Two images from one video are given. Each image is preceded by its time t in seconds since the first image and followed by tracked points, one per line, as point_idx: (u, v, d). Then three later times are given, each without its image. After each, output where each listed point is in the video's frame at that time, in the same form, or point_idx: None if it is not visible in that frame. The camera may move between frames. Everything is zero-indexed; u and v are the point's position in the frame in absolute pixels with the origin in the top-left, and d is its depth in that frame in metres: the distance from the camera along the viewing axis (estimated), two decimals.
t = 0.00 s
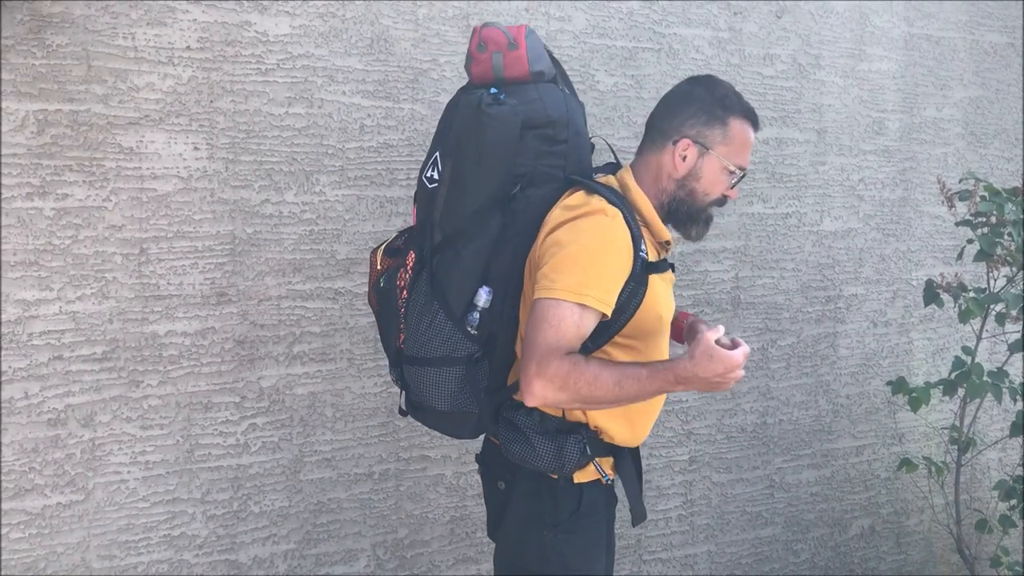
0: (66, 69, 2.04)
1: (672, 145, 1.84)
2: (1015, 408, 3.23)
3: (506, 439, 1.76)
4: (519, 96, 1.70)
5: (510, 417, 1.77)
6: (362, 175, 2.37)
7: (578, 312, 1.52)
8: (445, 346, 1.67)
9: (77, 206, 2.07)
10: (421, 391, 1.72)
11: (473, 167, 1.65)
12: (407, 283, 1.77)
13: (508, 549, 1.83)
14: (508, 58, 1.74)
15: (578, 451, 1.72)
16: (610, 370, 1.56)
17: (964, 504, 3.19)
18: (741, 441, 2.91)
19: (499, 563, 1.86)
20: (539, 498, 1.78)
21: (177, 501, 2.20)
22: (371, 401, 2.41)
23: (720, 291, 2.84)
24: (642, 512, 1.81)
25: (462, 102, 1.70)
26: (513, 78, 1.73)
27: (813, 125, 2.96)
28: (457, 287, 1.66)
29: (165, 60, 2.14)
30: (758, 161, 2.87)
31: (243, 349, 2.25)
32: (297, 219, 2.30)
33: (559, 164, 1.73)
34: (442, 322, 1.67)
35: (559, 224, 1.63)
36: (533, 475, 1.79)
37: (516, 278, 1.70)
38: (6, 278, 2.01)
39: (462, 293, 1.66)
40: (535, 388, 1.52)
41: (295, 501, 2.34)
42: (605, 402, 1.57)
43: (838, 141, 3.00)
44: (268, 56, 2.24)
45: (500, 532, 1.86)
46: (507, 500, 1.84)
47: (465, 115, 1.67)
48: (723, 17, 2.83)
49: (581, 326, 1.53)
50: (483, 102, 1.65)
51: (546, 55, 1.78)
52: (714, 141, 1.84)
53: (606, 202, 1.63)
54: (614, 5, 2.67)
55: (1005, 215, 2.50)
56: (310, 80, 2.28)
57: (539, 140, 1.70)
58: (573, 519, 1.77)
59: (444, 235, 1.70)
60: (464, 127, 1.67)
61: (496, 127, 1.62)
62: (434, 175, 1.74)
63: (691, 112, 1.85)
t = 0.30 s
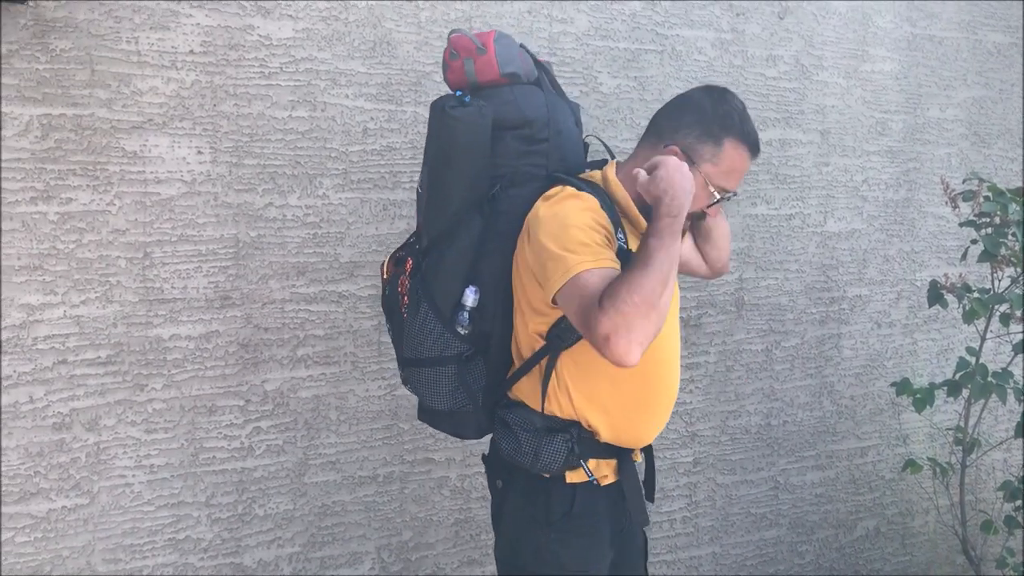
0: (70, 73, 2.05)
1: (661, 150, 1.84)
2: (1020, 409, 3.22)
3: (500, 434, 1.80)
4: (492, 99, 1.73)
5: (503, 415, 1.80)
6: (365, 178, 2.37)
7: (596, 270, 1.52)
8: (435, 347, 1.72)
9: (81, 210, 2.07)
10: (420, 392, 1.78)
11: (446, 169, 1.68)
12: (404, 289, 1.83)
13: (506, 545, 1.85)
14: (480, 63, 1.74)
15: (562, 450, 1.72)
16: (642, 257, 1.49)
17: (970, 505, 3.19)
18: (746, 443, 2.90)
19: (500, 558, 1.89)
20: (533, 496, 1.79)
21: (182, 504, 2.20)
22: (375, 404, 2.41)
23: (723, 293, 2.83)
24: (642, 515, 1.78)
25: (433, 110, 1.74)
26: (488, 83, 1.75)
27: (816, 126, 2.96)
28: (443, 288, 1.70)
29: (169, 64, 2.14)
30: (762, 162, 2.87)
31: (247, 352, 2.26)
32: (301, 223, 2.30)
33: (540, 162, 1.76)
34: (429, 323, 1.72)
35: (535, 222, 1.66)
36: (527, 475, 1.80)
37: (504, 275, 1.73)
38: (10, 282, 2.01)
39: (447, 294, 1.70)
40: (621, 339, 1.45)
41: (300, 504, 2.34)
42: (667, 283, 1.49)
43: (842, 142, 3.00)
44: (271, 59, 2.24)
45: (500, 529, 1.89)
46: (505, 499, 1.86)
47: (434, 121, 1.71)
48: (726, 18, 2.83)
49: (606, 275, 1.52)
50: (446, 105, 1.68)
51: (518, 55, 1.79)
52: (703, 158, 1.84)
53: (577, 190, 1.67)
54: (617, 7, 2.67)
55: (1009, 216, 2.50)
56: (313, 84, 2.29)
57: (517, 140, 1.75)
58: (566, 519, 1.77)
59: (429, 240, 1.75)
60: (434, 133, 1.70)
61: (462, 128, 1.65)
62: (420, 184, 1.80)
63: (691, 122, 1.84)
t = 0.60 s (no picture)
0: (74, 79, 2.06)
1: (643, 148, 1.85)
2: None
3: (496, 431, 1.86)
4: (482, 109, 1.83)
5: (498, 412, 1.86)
6: (368, 183, 2.37)
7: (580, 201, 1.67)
8: (444, 346, 1.81)
9: (86, 215, 2.08)
10: (435, 391, 1.86)
11: (438, 179, 1.73)
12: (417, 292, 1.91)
13: (508, 544, 1.89)
14: (470, 76, 1.85)
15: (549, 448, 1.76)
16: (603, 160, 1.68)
17: (973, 508, 3.18)
18: (749, 446, 2.90)
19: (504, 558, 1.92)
20: (530, 494, 1.83)
21: (186, 508, 2.20)
22: (378, 408, 2.42)
23: (726, 295, 2.84)
24: (643, 518, 1.79)
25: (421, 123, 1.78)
26: (480, 95, 1.85)
27: (818, 129, 2.96)
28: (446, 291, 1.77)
29: (172, 70, 2.15)
30: (764, 165, 2.87)
31: (251, 356, 2.26)
32: (304, 227, 2.31)
33: (534, 164, 1.85)
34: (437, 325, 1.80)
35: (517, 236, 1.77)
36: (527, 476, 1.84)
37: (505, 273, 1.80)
38: (14, 286, 2.02)
39: (450, 296, 1.77)
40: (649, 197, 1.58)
41: (303, 508, 2.34)
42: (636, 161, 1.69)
43: (844, 145, 3.00)
44: (274, 64, 2.25)
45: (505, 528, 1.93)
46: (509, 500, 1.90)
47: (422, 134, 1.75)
48: (728, 22, 2.84)
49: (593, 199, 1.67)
50: (430, 118, 1.73)
51: (511, 64, 1.86)
52: (684, 157, 1.82)
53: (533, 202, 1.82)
54: (619, 11, 2.67)
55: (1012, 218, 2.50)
56: (316, 89, 2.30)
57: (510, 146, 1.83)
58: (560, 517, 1.80)
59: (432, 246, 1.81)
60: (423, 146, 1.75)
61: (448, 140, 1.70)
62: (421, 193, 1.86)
63: (674, 120, 1.82)
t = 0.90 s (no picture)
0: (73, 82, 2.06)
1: (634, 147, 1.90)
2: (1022, 415, 3.22)
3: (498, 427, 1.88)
4: (496, 119, 1.88)
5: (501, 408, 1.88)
6: (367, 186, 2.38)
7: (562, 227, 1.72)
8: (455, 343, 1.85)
9: (84, 218, 2.08)
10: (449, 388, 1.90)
11: (451, 185, 1.81)
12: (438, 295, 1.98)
13: (510, 542, 1.89)
14: (484, 87, 1.92)
15: (545, 440, 1.77)
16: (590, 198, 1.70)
17: (972, 512, 3.18)
18: (747, 449, 2.90)
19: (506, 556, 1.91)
20: (529, 489, 1.84)
21: (184, 511, 2.20)
22: (377, 411, 2.42)
23: (725, 299, 2.84)
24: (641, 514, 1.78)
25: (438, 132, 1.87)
26: (494, 104, 1.91)
27: (817, 133, 2.96)
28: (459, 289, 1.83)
29: (171, 72, 2.15)
30: (763, 169, 2.88)
31: (249, 359, 2.26)
32: (303, 230, 2.31)
33: (544, 171, 1.89)
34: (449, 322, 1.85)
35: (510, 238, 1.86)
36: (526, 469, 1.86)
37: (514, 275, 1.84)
38: (13, 289, 2.02)
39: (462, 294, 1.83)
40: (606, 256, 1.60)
41: (302, 511, 2.34)
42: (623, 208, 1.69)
43: (842, 149, 3.00)
44: (273, 67, 2.25)
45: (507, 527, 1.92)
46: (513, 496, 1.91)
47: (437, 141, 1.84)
48: (726, 26, 2.84)
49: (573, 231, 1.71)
50: (442, 126, 1.80)
51: (526, 76, 1.92)
52: (670, 147, 1.85)
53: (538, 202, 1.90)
54: (618, 15, 2.68)
55: (1011, 222, 2.50)
56: (315, 92, 2.30)
57: (521, 152, 1.88)
58: (558, 510, 1.80)
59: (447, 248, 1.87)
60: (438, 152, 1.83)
61: (458, 145, 1.78)
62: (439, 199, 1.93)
63: (659, 115, 1.88)
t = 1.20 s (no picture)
0: (68, 84, 2.06)
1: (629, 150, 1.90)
2: (1016, 419, 3.22)
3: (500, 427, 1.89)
4: (509, 125, 1.89)
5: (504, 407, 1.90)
6: (362, 189, 2.38)
7: (549, 267, 1.71)
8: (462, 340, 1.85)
9: (79, 221, 2.08)
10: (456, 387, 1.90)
11: (465, 186, 1.83)
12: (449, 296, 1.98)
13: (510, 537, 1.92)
14: (499, 92, 1.93)
15: (541, 437, 1.79)
16: (574, 258, 1.66)
17: (966, 515, 3.19)
18: (742, 453, 2.91)
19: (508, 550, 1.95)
20: (527, 485, 1.87)
21: (178, 514, 2.20)
22: (371, 415, 2.42)
23: (720, 302, 2.84)
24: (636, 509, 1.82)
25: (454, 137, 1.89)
26: (510, 111, 1.93)
27: (811, 137, 2.97)
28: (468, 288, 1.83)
29: (166, 75, 2.15)
30: (757, 173, 2.88)
31: (244, 362, 2.26)
32: (298, 233, 2.31)
33: (554, 176, 1.88)
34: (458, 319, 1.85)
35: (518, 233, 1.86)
36: (525, 463, 1.88)
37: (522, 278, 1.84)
38: (8, 292, 2.02)
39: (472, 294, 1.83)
40: (560, 337, 1.62)
41: (296, 515, 2.34)
42: (602, 277, 1.65)
43: (836, 153, 3.01)
44: (268, 71, 2.25)
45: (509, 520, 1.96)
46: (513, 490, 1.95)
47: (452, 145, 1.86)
48: (721, 30, 2.85)
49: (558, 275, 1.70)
50: (457, 130, 1.83)
51: (541, 83, 1.93)
52: (664, 144, 1.86)
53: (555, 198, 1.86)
54: (613, 19, 2.68)
55: (1003, 226, 2.51)
56: (310, 95, 2.30)
57: (533, 158, 1.88)
58: (554, 506, 1.82)
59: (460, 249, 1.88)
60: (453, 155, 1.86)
61: (472, 147, 1.80)
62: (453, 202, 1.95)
63: (651, 115, 1.89)
